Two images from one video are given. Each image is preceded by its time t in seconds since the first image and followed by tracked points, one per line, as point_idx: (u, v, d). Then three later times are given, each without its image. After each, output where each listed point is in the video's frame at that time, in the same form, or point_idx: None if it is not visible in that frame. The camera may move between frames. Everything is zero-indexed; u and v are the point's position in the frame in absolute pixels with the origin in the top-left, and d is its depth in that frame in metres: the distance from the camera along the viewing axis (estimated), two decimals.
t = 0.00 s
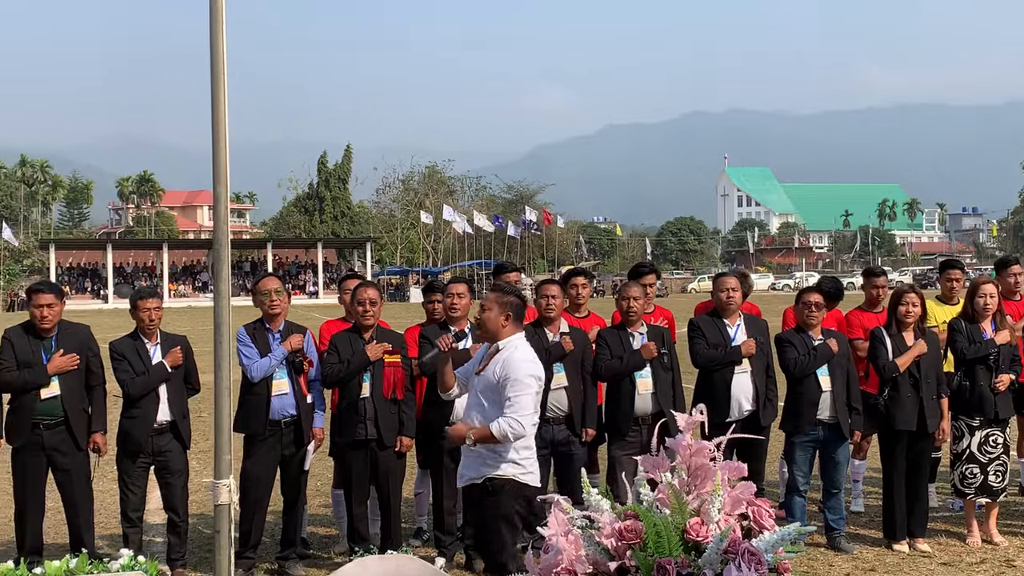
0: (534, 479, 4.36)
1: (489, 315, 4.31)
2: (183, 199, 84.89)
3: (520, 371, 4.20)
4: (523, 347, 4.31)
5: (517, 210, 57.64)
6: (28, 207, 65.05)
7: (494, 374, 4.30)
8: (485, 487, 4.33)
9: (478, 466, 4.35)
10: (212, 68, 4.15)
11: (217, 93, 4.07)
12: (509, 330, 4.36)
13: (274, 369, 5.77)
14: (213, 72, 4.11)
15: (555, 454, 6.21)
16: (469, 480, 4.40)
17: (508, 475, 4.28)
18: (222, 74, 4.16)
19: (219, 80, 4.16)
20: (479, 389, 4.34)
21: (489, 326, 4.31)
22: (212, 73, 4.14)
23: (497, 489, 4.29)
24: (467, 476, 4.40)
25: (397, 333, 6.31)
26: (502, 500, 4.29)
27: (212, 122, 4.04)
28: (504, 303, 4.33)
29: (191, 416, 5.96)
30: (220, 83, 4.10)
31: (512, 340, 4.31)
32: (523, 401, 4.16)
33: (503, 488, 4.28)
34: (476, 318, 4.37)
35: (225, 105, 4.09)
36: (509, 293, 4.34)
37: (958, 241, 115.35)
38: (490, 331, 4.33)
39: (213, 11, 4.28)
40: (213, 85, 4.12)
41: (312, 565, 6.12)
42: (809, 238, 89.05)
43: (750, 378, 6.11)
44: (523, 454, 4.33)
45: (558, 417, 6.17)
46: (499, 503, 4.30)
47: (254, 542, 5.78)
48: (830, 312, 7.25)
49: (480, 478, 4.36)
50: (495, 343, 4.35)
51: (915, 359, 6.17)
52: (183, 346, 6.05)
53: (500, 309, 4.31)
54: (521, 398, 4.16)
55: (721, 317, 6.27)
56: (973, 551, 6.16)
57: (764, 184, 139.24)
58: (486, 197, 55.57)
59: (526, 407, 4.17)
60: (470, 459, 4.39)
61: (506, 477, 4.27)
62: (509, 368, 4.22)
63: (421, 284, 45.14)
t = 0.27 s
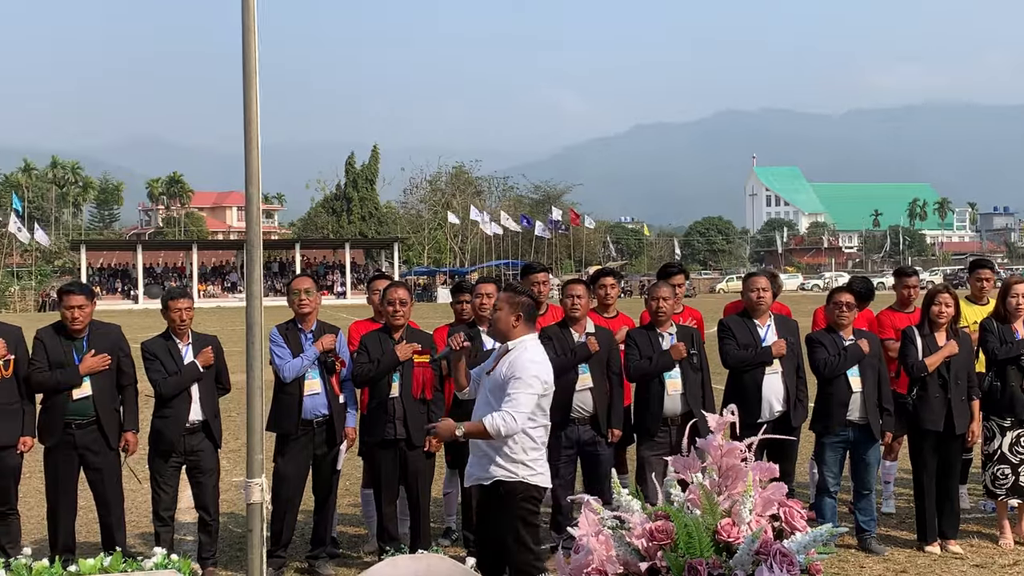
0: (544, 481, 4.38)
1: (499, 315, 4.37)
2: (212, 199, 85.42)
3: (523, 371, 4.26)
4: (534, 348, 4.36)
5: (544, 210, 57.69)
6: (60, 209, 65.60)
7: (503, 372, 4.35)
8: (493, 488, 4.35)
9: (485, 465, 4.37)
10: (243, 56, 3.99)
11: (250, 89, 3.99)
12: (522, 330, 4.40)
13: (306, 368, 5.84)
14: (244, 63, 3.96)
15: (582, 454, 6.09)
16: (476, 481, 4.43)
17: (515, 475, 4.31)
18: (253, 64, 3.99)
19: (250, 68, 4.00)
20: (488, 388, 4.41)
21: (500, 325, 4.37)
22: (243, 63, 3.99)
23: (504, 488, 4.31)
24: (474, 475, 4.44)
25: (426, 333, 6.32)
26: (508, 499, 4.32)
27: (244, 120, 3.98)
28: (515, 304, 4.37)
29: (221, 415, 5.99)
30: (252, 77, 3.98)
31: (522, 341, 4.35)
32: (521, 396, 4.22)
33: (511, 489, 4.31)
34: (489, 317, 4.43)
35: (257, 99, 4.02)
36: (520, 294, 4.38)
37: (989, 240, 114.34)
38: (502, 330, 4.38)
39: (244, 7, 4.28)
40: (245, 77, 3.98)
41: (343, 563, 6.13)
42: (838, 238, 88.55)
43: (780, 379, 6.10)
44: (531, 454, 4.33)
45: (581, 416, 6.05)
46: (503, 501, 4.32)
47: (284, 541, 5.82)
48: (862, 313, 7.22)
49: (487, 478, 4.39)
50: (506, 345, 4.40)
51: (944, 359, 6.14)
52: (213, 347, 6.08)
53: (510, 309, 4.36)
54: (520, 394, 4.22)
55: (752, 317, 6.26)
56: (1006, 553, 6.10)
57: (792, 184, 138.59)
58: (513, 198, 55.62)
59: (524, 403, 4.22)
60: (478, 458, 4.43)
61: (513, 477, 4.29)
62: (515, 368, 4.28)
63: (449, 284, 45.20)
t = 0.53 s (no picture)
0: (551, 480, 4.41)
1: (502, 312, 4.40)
2: (239, 199, 85.80)
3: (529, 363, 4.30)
4: (539, 348, 4.41)
5: (570, 209, 57.65)
6: (88, 209, 66.02)
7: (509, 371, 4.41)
8: (499, 490, 4.37)
9: (488, 465, 4.39)
10: (273, 53, 3.99)
11: (279, 89, 4.00)
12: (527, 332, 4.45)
13: (331, 367, 5.91)
14: (273, 61, 3.96)
15: (606, 454, 6.06)
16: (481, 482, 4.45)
17: (521, 473, 4.33)
18: (283, 61, 3.99)
19: (279, 65, 4.01)
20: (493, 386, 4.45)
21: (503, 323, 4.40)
22: (273, 61, 3.99)
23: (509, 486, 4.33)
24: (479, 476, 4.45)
25: (453, 333, 6.33)
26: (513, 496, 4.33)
27: (274, 118, 4.00)
28: (519, 306, 4.39)
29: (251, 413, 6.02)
30: (282, 75, 3.98)
31: (527, 343, 4.39)
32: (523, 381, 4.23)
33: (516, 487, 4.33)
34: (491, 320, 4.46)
35: (287, 96, 4.03)
36: (525, 294, 4.39)
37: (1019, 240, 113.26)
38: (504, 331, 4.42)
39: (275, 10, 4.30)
40: (275, 73, 3.99)
41: (369, 561, 6.15)
42: (866, 237, 87.93)
43: (809, 379, 6.08)
44: (539, 453, 4.39)
45: (605, 415, 6.03)
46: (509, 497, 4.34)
47: (312, 539, 5.86)
48: (892, 312, 7.19)
49: (493, 478, 4.39)
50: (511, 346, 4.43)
51: (974, 359, 6.09)
52: (243, 345, 6.12)
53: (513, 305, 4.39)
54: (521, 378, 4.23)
55: (780, 317, 6.24)
56: None
57: (820, 182, 137.69)
58: (538, 197, 55.57)
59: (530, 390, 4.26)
60: (481, 458, 4.45)
61: (519, 474, 4.31)
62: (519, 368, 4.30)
63: (475, 284, 45.20)
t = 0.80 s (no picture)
0: (541, 476, 4.54)
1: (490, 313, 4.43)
2: (264, 199, 86.16)
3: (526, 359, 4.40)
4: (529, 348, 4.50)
5: (594, 208, 57.57)
6: (115, 208, 66.45)
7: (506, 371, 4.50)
8: (494, 487, 4.47)
9: (482, 463, 4.48)
10: (301, 54, 4.02)
11: (307, 90, 4.02)
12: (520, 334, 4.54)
13: (353, 366, 5.92)
14: (301, 61, 3.99)
15: (629, 454, 6.05)
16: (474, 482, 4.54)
17: (515, 469, 4.43)
18: (312, 63, 4.02)
19: (307, 66, 4.04)
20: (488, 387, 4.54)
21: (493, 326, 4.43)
22: (302, 60, 4.02)
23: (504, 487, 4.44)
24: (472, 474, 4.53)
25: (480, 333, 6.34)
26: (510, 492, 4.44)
27: (302, 120, 4.02)
28: (509, 308, 4.46)
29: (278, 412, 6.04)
30: (310, 74, 4.00)
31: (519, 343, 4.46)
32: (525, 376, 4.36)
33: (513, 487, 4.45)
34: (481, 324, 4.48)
35: (315, 94, 4.05)
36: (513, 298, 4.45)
37: None
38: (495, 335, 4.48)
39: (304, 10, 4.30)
40: (304, 73, 4.01)
41: (394, 560, 6.17)
42: (893, 237, 87.34)
43: (835, 379, 6.06)
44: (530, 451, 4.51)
45: (628, 416, 6.02)
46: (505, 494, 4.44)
47: (338, 537, 5.87)
48: (920, 312, 7.14)
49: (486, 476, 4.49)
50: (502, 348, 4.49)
51: (1003, 360, 6.05)
52: (272, 344, 6.15)
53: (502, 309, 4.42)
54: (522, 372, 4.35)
55: (807, 317, 6.23)
56: None
57: (846, 181, 136.90)
58: (562, 197, 55.53)
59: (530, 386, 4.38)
60: (473, 458, 4.55)
61: (513, 470, 4.42)
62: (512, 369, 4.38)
63: (499, 283, 45.19)
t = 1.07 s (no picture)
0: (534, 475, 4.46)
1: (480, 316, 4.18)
2: (289, 199, 86.58)
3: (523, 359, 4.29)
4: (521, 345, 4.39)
5: (618, 209, 57.50)
6: (141, 209, 66.90)
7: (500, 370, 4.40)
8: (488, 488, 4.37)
9: (477, 465, 4.39)
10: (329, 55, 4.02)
11: (334, 92, 4.02)
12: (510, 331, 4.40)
13: (373, 366, 5.92)
14: (328, 64, 3.99)
15: (654, 455, 6.03)
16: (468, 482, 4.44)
17: (510, 469, 4.35)
18: (339, 65, 4.02)
19: (334, 66, 4.04)
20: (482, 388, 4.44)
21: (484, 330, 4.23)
22: (329, 61, 4.02)
23: (502, 489, 4.35)
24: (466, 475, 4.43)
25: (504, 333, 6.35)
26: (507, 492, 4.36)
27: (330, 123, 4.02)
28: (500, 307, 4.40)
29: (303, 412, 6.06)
30: (337, 76, 4.00)
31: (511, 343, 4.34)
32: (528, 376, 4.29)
33: (509, 487, 4.36)
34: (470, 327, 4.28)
35: (342, 96, 4.05)
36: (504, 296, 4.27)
37: None
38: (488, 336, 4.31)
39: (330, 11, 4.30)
40: (330, 73, 4.01)
41: (418, 559, 6.19)
42: (919, 238, 86.80)
43: (861, 380, 6.02)
44: (525, 450, 4.43)
45: (653, 417, 6.00)
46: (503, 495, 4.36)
47: (361, 538, 5.89)
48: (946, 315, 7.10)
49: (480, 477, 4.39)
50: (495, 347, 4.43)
51: None
52: (298, 345, 6.17)
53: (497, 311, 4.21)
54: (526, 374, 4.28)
55: (833, 318, 6.20)
56: None
57: (871, 181, 136.13)
58: (586, 197, 55.50)
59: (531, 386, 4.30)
60: (467, 459, 4.45)
61: (507, 471, 4.33)
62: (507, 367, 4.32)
63: (522, 284, 45.25)
